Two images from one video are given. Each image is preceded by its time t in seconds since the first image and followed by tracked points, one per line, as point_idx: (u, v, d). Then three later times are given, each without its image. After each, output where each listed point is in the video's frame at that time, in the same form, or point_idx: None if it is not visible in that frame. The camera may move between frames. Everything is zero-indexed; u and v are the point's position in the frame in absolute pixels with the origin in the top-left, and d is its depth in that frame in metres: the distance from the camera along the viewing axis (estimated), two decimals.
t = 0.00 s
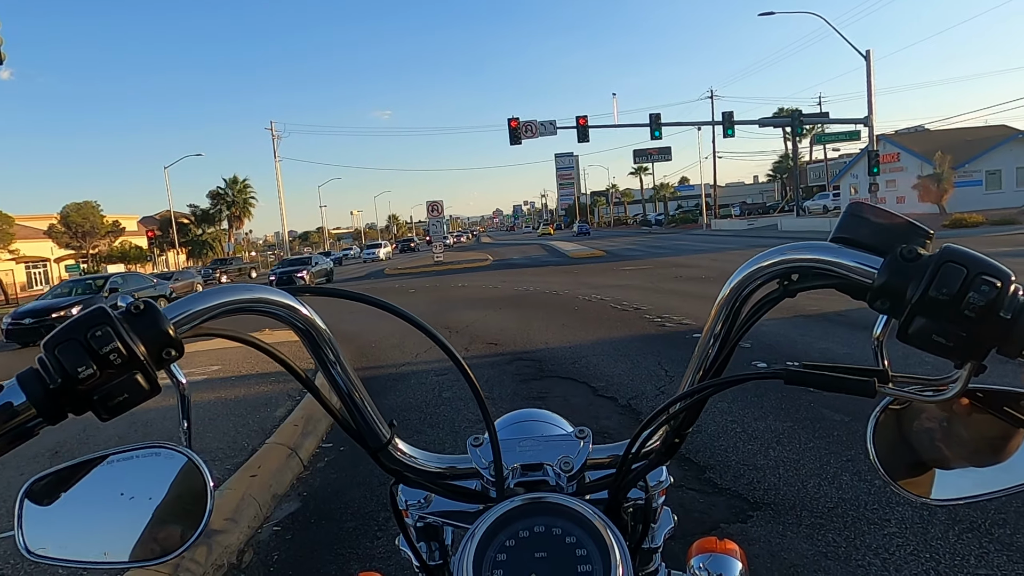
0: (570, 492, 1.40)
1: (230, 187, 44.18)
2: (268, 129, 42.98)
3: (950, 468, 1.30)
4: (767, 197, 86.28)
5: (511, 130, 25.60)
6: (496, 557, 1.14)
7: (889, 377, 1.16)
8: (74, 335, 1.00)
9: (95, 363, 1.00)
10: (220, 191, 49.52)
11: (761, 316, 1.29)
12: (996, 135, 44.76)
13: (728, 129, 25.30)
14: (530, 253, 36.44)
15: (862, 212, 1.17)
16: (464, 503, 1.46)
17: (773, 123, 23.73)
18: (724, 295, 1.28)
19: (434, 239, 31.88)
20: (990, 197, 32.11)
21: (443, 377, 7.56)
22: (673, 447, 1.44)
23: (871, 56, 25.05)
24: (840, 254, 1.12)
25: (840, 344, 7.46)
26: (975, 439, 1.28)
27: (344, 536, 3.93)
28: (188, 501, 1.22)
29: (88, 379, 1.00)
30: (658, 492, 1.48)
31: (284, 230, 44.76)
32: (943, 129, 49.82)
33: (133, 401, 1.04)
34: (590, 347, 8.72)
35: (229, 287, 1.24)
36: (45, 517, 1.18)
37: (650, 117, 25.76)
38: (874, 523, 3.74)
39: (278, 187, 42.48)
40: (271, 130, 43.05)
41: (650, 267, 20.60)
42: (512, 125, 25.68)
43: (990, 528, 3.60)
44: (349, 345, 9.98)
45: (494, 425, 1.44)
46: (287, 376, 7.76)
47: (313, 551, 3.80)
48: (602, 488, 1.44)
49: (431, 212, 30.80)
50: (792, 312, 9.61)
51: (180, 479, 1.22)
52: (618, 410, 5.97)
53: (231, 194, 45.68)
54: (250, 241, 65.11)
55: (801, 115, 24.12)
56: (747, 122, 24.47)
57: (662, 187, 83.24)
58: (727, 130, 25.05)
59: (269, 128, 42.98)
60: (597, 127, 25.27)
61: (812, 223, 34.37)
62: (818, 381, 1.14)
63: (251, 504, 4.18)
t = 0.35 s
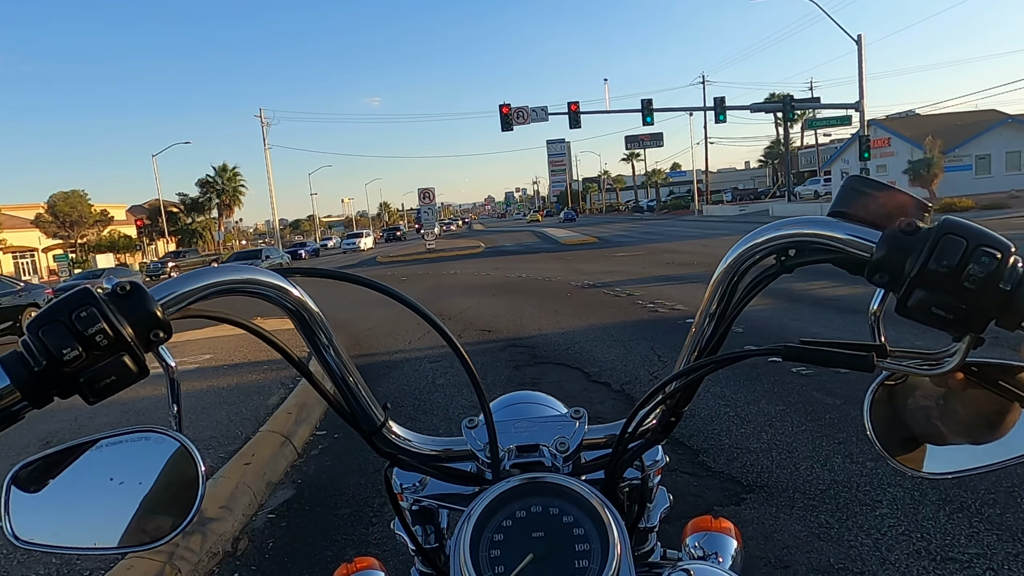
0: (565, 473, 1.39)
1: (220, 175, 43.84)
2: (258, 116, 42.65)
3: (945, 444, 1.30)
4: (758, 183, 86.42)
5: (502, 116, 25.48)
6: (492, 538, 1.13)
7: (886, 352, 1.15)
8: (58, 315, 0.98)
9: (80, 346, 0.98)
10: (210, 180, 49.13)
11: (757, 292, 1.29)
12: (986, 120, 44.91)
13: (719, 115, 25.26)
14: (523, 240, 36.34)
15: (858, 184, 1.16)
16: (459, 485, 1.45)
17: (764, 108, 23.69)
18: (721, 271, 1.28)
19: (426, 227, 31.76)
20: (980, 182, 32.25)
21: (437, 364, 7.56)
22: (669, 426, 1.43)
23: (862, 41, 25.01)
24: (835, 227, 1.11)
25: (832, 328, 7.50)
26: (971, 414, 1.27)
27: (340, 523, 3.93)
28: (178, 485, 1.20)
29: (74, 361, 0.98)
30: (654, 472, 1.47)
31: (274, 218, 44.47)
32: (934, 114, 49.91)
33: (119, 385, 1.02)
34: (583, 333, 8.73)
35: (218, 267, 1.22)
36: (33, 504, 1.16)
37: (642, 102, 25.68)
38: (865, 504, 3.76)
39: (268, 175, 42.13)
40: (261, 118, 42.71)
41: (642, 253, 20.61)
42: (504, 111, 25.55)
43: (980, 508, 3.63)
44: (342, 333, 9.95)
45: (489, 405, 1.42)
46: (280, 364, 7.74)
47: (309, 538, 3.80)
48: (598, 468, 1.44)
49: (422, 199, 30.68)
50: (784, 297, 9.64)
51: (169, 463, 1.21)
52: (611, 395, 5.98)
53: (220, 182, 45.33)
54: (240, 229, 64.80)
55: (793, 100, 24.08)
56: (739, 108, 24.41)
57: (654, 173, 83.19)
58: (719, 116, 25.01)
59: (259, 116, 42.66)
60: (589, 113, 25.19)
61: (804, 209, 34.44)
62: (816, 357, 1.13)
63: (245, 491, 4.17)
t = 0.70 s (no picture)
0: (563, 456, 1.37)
1: (208, 163, 43.45)
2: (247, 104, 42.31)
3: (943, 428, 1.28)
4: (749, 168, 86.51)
5: (493, 102, 25.31)
6: (490, 521, 1.10)
7: (890, 330, 1.14)
8: (39, 295, 0.95)
9: (63, 325, 0.95)
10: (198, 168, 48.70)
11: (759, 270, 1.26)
12: (975, 104, 45.02)
13: (710, 99, 25.20)
14: (515, 226, 36.23)
15: (864, 159, 1.13)
16: (455, 469, 1.43)
17: (755, 93, 23.63)
18: (722, 249, 1.26)
19: (416, 214, 31.61)
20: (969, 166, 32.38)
21: (429, 350, 7.55)
22: (668, 408, 1.41)
23: (853, 25, 24.95)
24: (838, 202, 1.09)
25: (823, 312, 7.53)
26: (971, 396, 1.25)
27: (334, 510, 3.92)
28: (168, 472, 1.17)
29: (57, 342, 0.95)
30: (652, 454, 1.46)
31: (265, 206, 44.15)
32: (924, 98, 49.96)
33: (105, 366, 0.99)
34: (576, 319, 8.71)
35: (206, 246, 1.19)
36: (20, 491, 1.14)
37: (633, 87, 25.57)
38: (857, 486, 3.77)
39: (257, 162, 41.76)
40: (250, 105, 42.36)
41: (633, 239, 20.59)
42: (494, 97, 25.37)
43: (969, 488, 3.65)
44: (334, 321, 9.92)
45: (485, 389, 1.40)
46: (271, 353, 7.70)
47: (302, 526, 3.78)
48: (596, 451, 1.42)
49: (413, 186, 30.52)
50: (775, 282, 9.67)
51: (158, 448, 1.17)
52: (604, 381, 5.99)
53: (209, 170, 44.95)
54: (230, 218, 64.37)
55: (784, 84, 24.04)
56: (730, 92, 24.34)
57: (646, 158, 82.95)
58: (710, 101, 24.95)
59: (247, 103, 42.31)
60: (580, 98, 25.07)
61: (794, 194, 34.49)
62: (819, 335, 1.12)
63: (237, 480, 4.15)
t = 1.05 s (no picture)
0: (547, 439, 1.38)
1: (194, 151, 42.99)
2: (233, 90, 41.93)
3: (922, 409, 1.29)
4: (738, 153, 86.58)
5: (482, 87, 25.15)
6: (473, 503, 1.11)
7: (867, 312, 1.15)
8: (12, 281, 0.94)
9: (38, 311, 0.95)
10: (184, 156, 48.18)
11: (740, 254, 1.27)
12: (962, 87, 45.18)
13: (699, 84, 25.13)
14: (504, 212, 36.13)
15: (844, 143, 1.13)
16: (441, 454, 1.44)
17: (744, 77, 23.57)
18: (703, 232, 1.26)
19: (405, 201, 31.46)
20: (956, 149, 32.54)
21: (419, 337, 7.55)
22: (650, 390, 1.42)
23: (842, 8, 24.90)
24: (818, 185, 1.10)
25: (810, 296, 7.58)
26: (949, 377, 1.26)
27: (324, 497, 3.93)
28: (148, 456, 1.17)
29: (32, 328, 0.95)
30: (635, 437, 1.47)
31: (252, 194, 43.80)
32: (911, 82, 50.09)
33: (82, 352, 0.99)
34: (565, 305, 8.72)
35: (184, 231, 1.19)
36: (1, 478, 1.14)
37: (622, 72, 25.46)
38: (842, 467, 3.82)
39: (244, 149, 41.34)
40: (236, 91, 41.98)
41: (623, 224, 20.61)
42: (483, 81, 25.20)
43: (951, 466, 3.71)
44: (323, 309, 9.89)
45: (469, 373, 1.40)
46: (260, 342, 7.67)
47: (292, 513, 3.80)
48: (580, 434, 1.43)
49: (402, 172, 30.36)
50: (763, 266, 9.71)
51: (139, 434, 1.17)
52: (593, 365, 6.02)
53: (195, 158, 44.49)
54: (217, 206, 63.80)
55: (772, 68, 23.98)
56: (720, 76, 24.24)
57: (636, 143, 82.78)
58: (699, 85, 24.90)
59: (233, 89, 41.93)
60: (569, 83, 24.92)
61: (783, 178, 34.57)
62: (798, 317, 1.13)
63: (227, 468, 4.15)
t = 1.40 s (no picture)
0: (535, 425, 1.40)
1: (180, 140, 42.55)
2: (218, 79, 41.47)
3: (907, 392, 1.31)
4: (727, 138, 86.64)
5: (470, 74, 24.99)
6: (461, 489, 1.13)
7: (848, 296, 1.17)
8: None
9: (24, 305, 0.95)
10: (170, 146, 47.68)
11: (723, 239, 1.29)
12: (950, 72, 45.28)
13: (689, 69, 25.07)
14: (494, 200, 36.03)
15: (826, 129, 1.14)
16: (431, 441, 1.45)
17: (733, 62, 23.51)
18: (687, 219, 1.28)
19: (395, 189, 31.33)
20: (943, 133, 32.66)
21: (410, 326, 7.55)
22: (637, 375, 1.44)
23: None
24: (799, 171, 1.11)
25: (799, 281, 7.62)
26: (932, 359, 1.27)
27: (317, 487, 3.95)
28: (137, 448, 1.18)
29: (18, 322, 0.95)
30: (622, 422, 1.48)
31: (239, 184, 43.42)
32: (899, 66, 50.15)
33: (68, 345, 0.99)
34: (556, 292, 8.74)
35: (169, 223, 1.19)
36: None
37: (611, 58, 25.35)
38: (830, 449, 3.86)
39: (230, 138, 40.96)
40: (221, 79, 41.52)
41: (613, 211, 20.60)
42: (471, 68, 25.04)
43: (937, 447, 3.76)
44: (313, 299, 9.86)
45: (457, 361, 1.41)
46: (251, 332, 7.66)
47: (285, 502, 3.81)
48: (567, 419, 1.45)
49: (391, 161, 30.20)
50: (752, 252, 9.75)
51: (129, 426, 1.18)
52: (584, 352, 6.04)
53: (181, 148, 44.02)
54: (205, 196, 63.29)
55: (762, 53, 23.92)
56: (709, 62, 24.16)
57: (626, 129, 82.61)
58: (689, 71, 24.84)
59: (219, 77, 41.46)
60: (558, 70, 24.81)
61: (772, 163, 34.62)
62: (781, 302, 1.14)
63: (219, 460, 4.15)
